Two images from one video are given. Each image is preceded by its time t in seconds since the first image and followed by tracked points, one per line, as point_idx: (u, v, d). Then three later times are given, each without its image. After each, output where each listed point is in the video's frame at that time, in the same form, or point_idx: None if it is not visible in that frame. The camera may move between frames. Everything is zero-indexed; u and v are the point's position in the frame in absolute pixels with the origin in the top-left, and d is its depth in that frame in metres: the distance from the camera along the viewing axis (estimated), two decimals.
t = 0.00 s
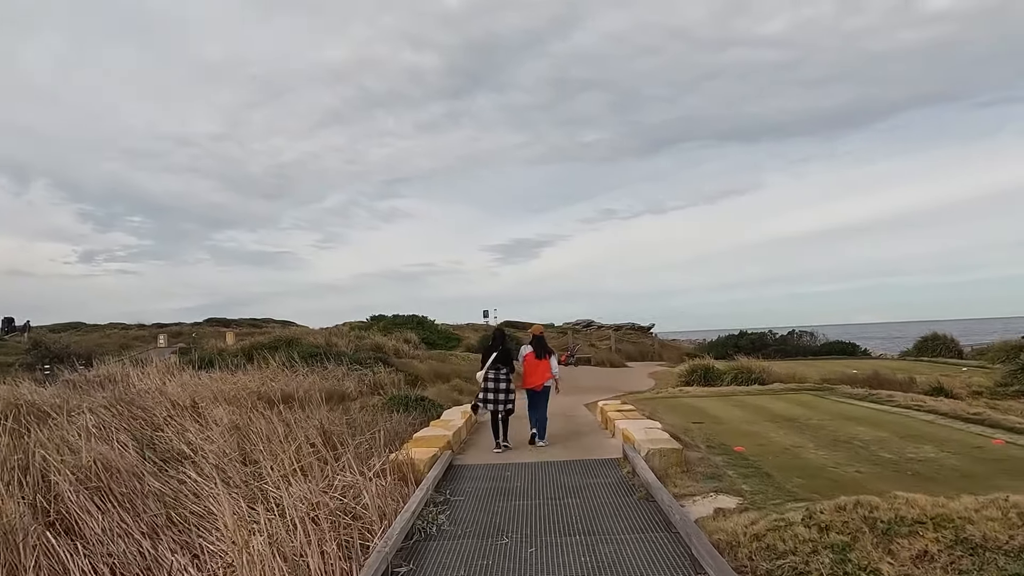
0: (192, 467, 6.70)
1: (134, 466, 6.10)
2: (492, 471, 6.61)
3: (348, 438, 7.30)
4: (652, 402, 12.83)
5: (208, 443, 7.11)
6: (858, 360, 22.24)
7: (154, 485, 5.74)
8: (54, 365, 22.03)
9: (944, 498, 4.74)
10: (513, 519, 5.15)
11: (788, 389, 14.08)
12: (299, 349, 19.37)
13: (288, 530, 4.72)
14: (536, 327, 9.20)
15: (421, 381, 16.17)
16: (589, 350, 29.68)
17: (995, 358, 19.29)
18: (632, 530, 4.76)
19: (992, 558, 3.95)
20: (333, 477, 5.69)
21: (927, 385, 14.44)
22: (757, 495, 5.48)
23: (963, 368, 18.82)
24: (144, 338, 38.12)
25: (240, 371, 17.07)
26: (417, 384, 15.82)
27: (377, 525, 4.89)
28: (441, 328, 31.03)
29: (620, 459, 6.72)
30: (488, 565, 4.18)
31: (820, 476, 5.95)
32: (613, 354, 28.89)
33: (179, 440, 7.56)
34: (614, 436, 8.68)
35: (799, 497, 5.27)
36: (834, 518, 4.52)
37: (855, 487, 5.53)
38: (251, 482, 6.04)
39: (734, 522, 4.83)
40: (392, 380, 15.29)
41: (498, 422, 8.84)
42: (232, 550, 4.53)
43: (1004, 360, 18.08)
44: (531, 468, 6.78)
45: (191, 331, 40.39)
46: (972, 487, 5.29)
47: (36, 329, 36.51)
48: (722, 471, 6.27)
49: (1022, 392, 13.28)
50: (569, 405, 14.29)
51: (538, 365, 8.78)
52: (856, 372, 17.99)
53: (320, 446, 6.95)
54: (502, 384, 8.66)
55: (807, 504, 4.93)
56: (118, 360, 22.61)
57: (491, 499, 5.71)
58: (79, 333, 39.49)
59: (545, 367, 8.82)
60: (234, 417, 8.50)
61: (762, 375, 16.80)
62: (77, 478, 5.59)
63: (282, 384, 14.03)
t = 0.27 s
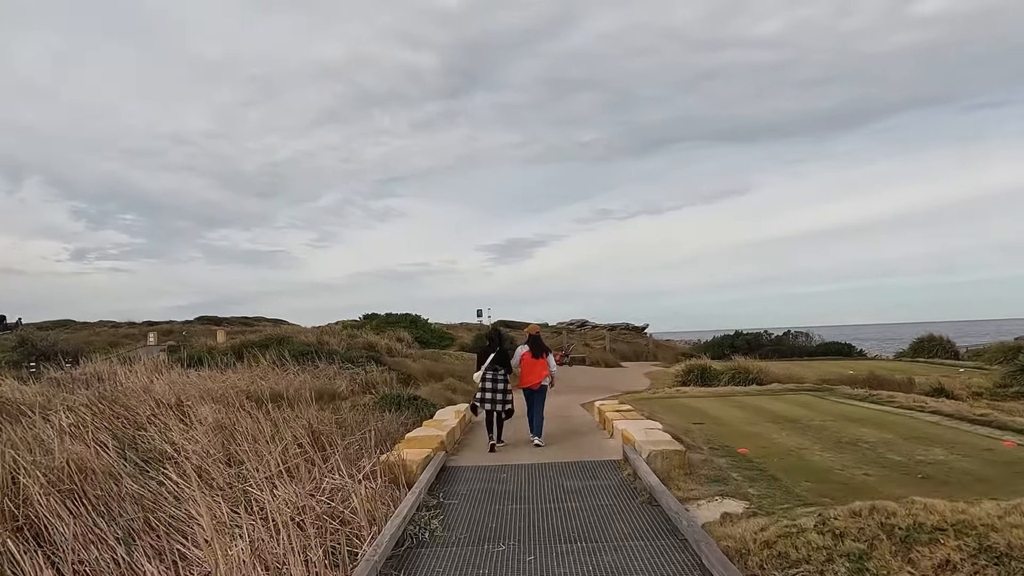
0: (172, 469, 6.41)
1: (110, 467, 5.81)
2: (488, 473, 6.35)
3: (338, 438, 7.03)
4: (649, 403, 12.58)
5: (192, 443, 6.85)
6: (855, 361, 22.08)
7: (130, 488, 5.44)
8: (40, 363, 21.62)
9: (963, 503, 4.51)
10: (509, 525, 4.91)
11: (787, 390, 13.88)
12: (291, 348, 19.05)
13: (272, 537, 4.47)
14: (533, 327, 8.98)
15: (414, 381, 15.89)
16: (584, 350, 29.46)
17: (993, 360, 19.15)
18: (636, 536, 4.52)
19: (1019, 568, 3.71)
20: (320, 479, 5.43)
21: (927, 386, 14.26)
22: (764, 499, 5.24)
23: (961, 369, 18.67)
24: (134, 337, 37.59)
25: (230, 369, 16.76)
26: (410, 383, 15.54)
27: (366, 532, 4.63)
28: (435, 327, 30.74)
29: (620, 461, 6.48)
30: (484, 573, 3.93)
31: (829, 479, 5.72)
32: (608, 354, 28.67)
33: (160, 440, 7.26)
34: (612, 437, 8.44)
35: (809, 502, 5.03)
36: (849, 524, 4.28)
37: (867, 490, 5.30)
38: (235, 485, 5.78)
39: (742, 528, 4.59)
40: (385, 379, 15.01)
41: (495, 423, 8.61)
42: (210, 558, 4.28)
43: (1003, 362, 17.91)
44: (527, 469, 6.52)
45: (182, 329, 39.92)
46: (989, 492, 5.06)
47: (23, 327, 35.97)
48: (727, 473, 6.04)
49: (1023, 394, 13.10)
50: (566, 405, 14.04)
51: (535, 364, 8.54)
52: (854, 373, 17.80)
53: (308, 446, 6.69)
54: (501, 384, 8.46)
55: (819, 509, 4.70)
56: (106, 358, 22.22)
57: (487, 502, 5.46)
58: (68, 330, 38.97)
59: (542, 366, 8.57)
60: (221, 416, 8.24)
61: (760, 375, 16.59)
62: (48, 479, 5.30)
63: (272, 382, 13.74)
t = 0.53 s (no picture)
0: (155, 472, 6.13)
1: (88, 472, 5.53)
2: (483, 478, 6.11)
3: (328, 440, 6.76)
4: (647, 403, 12.37)
5: (175, 445, 6.57)
6: (852, 362, 21.99)
7: (108, 493, 5.17)
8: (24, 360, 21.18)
9: (987, 513, 4.29)
10: (508, 534, 4.66)
11: (785, 391, 13.69)
12: (281, 345, 18.72)
13: (256, 550, 4.21)
14: (531, 324, 8.73)
15: (407, 380, 15.61)
16: (579, 349, 29.24)
17: (990, 361, 19.06)
18: (643, 546, 4.28)
19: None
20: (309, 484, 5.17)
21: (927, 388, 14.11)
22: (775, 506, 5.03)
23: (959, 370, 18.56)
24: (122, 333, 37.08)
25: (218, 367, 16.42)
26: (403, 382, 15.25)
27: (357, 542, 4.37)
28: (428, 326, 30.44)
29: (623, 464, 6.24)
30: None
31: (840, 484, 5.52)
32: (603, 353, 28.48)
33: (143, 442, 6.98)
34: (612, 439, 8.21)
35: (823, 510, 4.82)
36: (870, 535, 4.05)
37: (881, 497, 5.10)
38: (219, 490, 5.50)
39: (755, 537, 4.36)
40: (377, 377, 14.74)
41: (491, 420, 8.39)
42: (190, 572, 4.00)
43: (1001, 363, 17.82)
44: (526, 474, 6.28)
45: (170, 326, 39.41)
46: (1009, 500, 4.86)
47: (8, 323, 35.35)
48: (734, 479, 5.80)
49: (1023, 396, 12.98)
50: (561, 405, 13.80)
51: (533, 363, 8.27)
52: (851, 374, 17.67)
53: (297, 448, 6.41)
54: (500, 382, 8.22)
55: (835, 519, 4.47)
56: (92, 356, 21.79)
57: (484, 509, 5.21)
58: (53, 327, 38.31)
59: (539, 365, 8.31)
60: (206, 415, 7.96)
61: (758, 376, 16.41)
62: (20, 484, 5.03)
63: (262, 380, 13.43)
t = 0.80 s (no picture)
0: (128, 479, 5.79)
1: (53, 480, 5.18)
2: (474, 485, 5.82)
3: (313, 444, 6.46)
4: (641, 404, 12.13)
5: (151, 450, 6.25)
6: (845, 362, 21.86)
7: (75, 503, 4.86)
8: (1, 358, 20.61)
9: (1010, 526, 4.05)
10: (502, 547, 4.39)
11: (780, 392, 13.49)
12: (267, 344, 18.31)
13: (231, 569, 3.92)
14: (524, 324, 8.44)
15: (396, 380, 15.28)
16: (570, 348, 28.99)
17: (983, 362, 18.97)
18: (646, 560, 4.02)
19: None
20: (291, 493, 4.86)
21: (923, 390, 13.96)
22: (783, 516, 4.77)
23: (952, 371, 18.45)
24: (106, 331, 36.45)
25: (202, 366, 16.01)
26: (392, 383, 14.92)
27: (341, 557, 4.09)
28: (418, 324, 30.07)
29: (621, 470, 5.97)
30: None
31: (849, 492, 5.28)
32: (594, 353, 28.24)
33: (117, 446, 6.62)
34: (607, 442, 7.94)
35: (834, 521, 4.57)
36: (889, 550, 3.81)
37: (893, 506, 4.86)
38: (196, 499, 5.20)
39: (765, 550, 4.10)
40: (366, 377, 14.42)
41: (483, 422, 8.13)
42: None
43: (995, 364, 17.73)
44: (519, 480, 5.99)
45: (156, 324, 38.75)
46: None
47: None
48: (737, 486, 5.55)
49: (1020, 398, 12.84)
50: (554, 406, 13.52)
51: (525, 363, 8.03)
52: (845, 374, 17.51)
53: (279, 453, 6.11)
54: (490, 382, 7.92)
55: (849, 531, 4.22)
56: (72, 354, 21.25)
57: (476, 519, 4.93)
58: (35, 324, 37.55)
59: (532, 366, 8.08)
60: (185, 417, 7.63)
61: (752, 377, 16.21)
62: None
63: (246, 380, 13.05)
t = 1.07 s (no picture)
0: (101, 484, 5.51)
1: (20, 485, 4.91)
2: (466, 489, 5.56)
3: (297, 445, 6.19)
4: (636, 403, 11.91)
5: (128, 452, 5.98)
6: (839, 360, 21.74)
7: (41, 511, 4.59)
8: None
9: None
10: (494, 556, 4.14)
11: (776, 390, 13.31)
12: (256, 340, 17.97)
13: None
14: (519, 320, 8.23)
15: (387, 378, 14.99)
16: (563, 345, 28.77)
17: (978, 360, 18.87)
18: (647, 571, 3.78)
19: None
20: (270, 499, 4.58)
21: (920, 388, 13.81)
22: (790, 523, 4.54)
23: (947, 369, 18.35)
24: (91, 327, 35.84)
25: (188, 363, 15.66)
26: (383, 380, 14.63)
27: (322, 568, 3.84)
28: (410, 321, 29.76)
29: (618, 473, 5.73)
30: None
31: (857, 496, 5.05)
32: (587, 350, 28.03)
33: (92, 447, 6.35)
34: (602, 442, 7.69)
35: (844, 528, 4.34)
36: (905, 561, 3.58)
37: (904, 511, 4.64)
38: (171, 505, 4.94)
39: (773, 560, 3.87)
40: (356, 375, 14.13)
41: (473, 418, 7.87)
42: None
43: (990, 362, 17.63)
44: (513, 484, 5.74)
45: (143, 320, 38.21)
46: None
47: None
48: (740, 490, 5.32)
49: (1018, 396, 12.71)
50: (547, 404, 13.27)
51: (522, 359, 7.78)
52: (841, 372, 17.36)
53: (261, 455, 5.84)
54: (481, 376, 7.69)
55: (861, 540, 4.00)
56: (56, 350, 20.81)
57: (467, 525, 4.68)
58: (19, 319, 36.92)
59: (529, 361, 7.83)
60: (166, 416, 7.35)
61: (747, 375, 16.03)
62: None
63: (232, 377, 12.73)
